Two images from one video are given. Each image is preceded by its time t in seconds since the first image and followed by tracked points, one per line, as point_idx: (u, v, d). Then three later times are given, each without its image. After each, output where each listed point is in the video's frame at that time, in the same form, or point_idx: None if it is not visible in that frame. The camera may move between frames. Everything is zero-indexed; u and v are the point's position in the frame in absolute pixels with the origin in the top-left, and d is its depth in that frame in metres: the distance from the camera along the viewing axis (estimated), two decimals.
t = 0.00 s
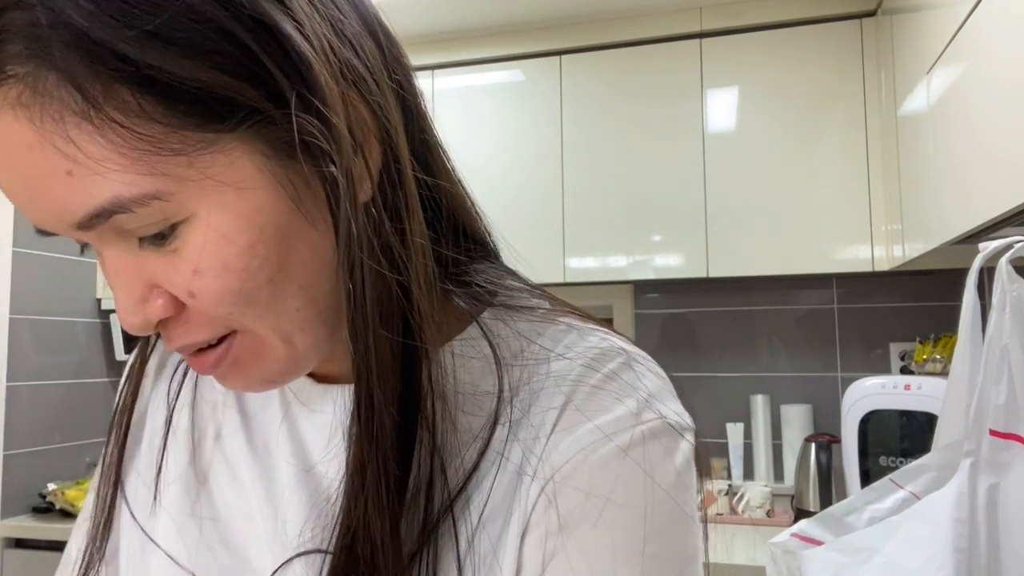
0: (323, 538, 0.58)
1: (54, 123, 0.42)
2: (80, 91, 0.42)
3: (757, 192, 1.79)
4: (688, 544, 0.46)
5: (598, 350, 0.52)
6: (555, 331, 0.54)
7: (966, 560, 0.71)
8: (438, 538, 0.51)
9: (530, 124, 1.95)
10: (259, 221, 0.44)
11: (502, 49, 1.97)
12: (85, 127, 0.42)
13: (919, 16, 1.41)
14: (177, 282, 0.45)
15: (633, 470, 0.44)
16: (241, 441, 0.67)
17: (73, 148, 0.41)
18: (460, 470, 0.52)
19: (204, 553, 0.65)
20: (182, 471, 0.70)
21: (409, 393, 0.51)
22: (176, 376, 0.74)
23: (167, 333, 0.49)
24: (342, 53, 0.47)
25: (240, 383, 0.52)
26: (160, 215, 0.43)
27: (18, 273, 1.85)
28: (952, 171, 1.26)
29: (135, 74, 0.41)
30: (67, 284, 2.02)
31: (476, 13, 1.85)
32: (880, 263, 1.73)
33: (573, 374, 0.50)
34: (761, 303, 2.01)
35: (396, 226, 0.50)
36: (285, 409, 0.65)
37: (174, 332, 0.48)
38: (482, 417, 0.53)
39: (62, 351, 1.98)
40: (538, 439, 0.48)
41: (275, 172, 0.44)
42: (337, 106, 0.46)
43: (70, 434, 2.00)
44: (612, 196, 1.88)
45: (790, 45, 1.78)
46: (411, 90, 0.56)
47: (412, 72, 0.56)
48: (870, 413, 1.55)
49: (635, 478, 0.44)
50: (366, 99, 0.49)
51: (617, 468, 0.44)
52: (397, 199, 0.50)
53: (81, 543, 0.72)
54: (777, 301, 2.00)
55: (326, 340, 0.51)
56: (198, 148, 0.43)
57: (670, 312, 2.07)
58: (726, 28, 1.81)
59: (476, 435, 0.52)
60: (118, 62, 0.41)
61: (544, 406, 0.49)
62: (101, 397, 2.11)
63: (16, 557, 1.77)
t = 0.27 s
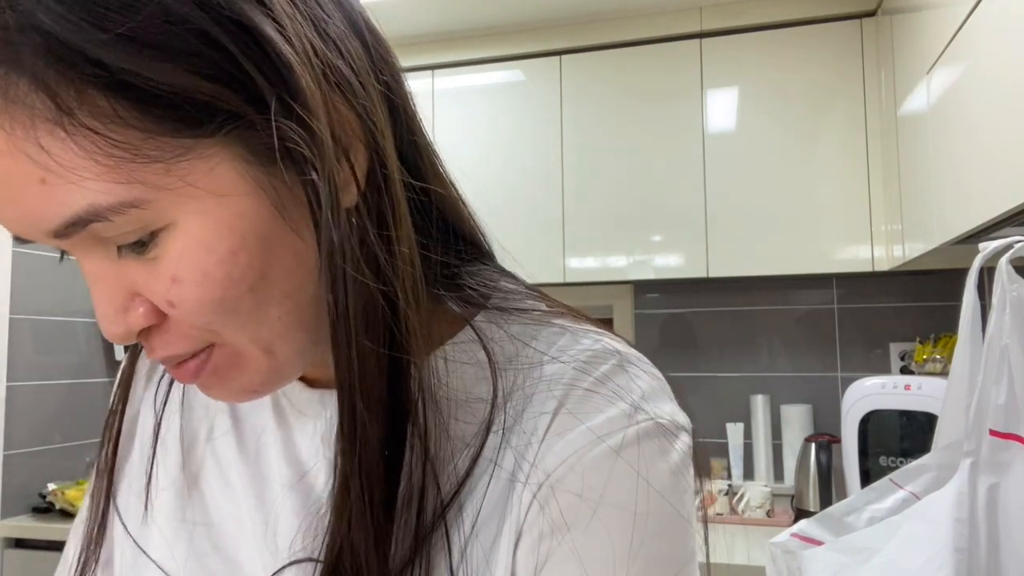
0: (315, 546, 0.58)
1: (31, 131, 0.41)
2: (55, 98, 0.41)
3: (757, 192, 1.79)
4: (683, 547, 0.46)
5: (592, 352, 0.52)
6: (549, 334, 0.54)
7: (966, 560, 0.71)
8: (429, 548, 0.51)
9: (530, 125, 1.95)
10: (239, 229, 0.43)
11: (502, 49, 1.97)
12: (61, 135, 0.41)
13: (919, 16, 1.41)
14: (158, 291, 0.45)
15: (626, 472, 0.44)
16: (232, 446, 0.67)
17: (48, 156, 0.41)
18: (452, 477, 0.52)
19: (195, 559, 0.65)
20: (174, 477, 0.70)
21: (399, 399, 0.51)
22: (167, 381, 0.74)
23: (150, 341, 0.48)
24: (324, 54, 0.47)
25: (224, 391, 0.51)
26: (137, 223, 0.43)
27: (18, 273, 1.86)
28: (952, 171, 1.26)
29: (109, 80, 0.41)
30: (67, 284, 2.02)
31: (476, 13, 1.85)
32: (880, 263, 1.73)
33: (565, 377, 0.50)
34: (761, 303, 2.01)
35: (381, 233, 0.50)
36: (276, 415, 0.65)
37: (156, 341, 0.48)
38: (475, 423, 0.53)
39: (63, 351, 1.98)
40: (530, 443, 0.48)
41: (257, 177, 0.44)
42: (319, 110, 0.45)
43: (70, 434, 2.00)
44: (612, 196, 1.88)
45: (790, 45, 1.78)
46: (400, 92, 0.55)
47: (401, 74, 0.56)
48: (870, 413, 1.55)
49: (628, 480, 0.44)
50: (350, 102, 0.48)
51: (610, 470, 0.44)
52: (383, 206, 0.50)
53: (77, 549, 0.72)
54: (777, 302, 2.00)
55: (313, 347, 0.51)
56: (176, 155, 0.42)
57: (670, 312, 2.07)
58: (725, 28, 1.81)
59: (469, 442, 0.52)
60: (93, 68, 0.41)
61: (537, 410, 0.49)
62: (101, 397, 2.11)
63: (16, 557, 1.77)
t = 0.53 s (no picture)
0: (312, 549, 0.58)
1: (20, 139, 0.41)
2: (43, 105, 0.41)
3: (756, 192, 1.79)
4: (682, 550, 0.46)
5: (590, 355, 0.52)
6: (547, 336, 0.54)
7: (966, 560, 0.71)
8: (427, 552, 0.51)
9: (530, 125, 1.95)
10: (232, 235, 0.43)
11: (502, 49, 1.97)
12: (49, 142, 0.41)
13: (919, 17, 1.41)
14: (152, 298, 0.45)
15: (623, 477, 0.44)
16: (230, 448, 0.67)
17: (38, 165, 0.41)
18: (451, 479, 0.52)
19: (194, 563, 0.65)
20: (172, 480, 0.69)
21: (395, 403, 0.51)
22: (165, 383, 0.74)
23: (144, 349, 0.48)
24: (315, 58, 0.46)
25: (217, 397, 0.51)
26: (129, 230, 0.43)
27: (17, 273, 1.86)
28: (953, 171, 1.26)
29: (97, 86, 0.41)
30: (67, 284, 2.02)
31: (476, 13, 1.85)
32: (880, 263, 1.73)
33: (563, 381, 0.50)
34: (761, 303, 2.01)
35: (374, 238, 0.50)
36: (273, 418, 0.65)
37: (151, 348, 0.48)
38: (472, 426, 0.53)
39: (63, 351, 1.98)
40: (527, 448, 0.48)
41: (249, 185, 0.44)
42: (310, 115, 0.45)
43: (71, 434, 2.00)
44: (612, 196, 1.88)
45: (790, 45, 1.78)
46: (394, 93, 0.55)
47: (395, 75, 0.55)
48: (870, 413, 1.55)
49: (625, 484, 0.44)
50: (343, 107, 0.48)
51: (607, 475, 0.44)
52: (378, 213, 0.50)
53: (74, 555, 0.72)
54: (777, 302, 2.00)
55: (307, 351, 0.51)
56: (168, 162, 0.42)
57: (670, 312, 2.07)
58: (725, 28, 1.81)
59: (466, 445, 0.52)
60: (81, 75, 0.40)
61: (535, 413, 0.49)
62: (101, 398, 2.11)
63: (16, 557, 1.77)
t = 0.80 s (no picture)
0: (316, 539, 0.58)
1: (36, 129, 0.42)
2: (58, 95, 0.41)
3: (756, 192, 1.79)
4: (667, 552, 0.45)
5: (586, 355, 0.51)
6: (544, 334, 0.53)
7: (966, 560, 0.71)
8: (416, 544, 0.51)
9: (530, 125, 1.95)
10: (241, 226, 0.43)
11: (502, 49, 1.97)
12: (66, 132, 0.42)
13: (919, 17, 1.41)
14: (165, 287, 0.45)
15: (607, 477, 0.44)
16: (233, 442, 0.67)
17: (54, 155, 0.41)
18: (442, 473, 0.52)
19: (191, 555, 0.64)
20: (172, 472, 0.69)
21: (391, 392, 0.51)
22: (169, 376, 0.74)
23: (155, 338, 0.49)
24: (322, 46, 0.45)
25: (232, 384, 0.52)
26: (142, 219, 0.43)
27: (17, 273, 1.86)
28: (953, 170, 1.26)
29: (111, 75, 0.41)
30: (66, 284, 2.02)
31: (476, 13, 1.85)
32: (880, 263, 1.73)
33: (557, 378, 0.49)
34: (761, 303, 2.01)
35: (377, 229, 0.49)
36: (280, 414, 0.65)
37: (163, 337, 0.49)
38: (463, 420, 0.52)
39: (63, 351, 1.98)
40: (514, 443, 0.47)
41: (256, 172, 0.44)
42: (315, 104, 0.43)
43: (70, 434, 2.00)
44: (612, 196, 1.88)
45: (790, 45, 1.78)
46: (397, 88, 0.55)
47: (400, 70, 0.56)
48: (870, 413, 1.55)
49: (609, 484, 0.44)
50: (350, 98, 0.47)
51: (590, 473, 0.44)
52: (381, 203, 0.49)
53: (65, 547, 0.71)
54: (777, 302, 2.00)
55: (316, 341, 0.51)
56: (181, 150, 0.42)
57: (670, 312, 2.07)
58: (725, 28, 1.81)
59: (458, 439, 0.52)
60: (96, 64, 0.40)
61: (525, 408, 0.49)
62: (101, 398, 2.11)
63: (15, 557, 1.77)
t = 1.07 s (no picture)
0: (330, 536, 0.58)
1: (77, 127, 0.42)
2: (103, 95, 0.42)
3: (757, 192, 1.79)
4: (695, 538, 0.46)
5: (602, 345, 0.52)
6: (556, 326, 0.54)
7: (966, 560, 0.71)
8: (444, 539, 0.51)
9: (530, 125, 1.95)
10: (277, 224, 0.44)
11: (502, 49, 1.97)
12: (108, 131, 0.42)
13: (919, 17, 1.41)
14: (194, 285, 0.45)
15: (645, 463, 0.45)
16: (241, 438, 0.67)
17: (95, 152, 0.42)
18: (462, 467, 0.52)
19: (207, 553, 0.64)
20: (183, 470, 0.69)
21: (419, 386, 0.52)
22: (179, 374, 0.74)
23: (178, 336, 0.49)
24: (350, 57, 0.48)
25: (252, 383, 0.52)
26: (179, 217, 0.43)
27: (18, 272, 1.86)
28: (952, 170, 1.26)
29: (159, 79, 0.42)
30: (66, 284, 2.02)
31: (476, 13, 1.85)
32: (880, 263, 1.73)
33: (579, 369, 0.50)
34: (761, 304, 2.01)
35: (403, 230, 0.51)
36: (287, 411, 0.65)
37: (187, 335, 0.48)
38: (484, 412, 0.52)
39: (63, 351, 1.98)
40: (546, 431, 0.48)
41: (293, 177, 0.45)
42: (347, 111, 0.46)
43: (70, 434, 2.00)
44: (612, 195, 1.88)
45: (790, 44, 1.78)
46: (414, 90, 0.56)
47: (414, 73, 0.56)
48: (870, 413, 1.55)
49: (647, 470, 0.45)
50: (376, 105, 0.49)
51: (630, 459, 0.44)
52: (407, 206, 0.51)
53: (75, 547, 0.70)
54: (777, 302, 2.00)
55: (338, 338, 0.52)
56: (222, 152, 0.43)
57: (670, 312, 2.07)
58: (725, 28, 1.81)
59: (479, 428, 0.52)
60: (144, 68, 0.42)
61: (552, 397, 0.49)
62: (101, 397, 2.11)
63: (16, 557, 1.77)
